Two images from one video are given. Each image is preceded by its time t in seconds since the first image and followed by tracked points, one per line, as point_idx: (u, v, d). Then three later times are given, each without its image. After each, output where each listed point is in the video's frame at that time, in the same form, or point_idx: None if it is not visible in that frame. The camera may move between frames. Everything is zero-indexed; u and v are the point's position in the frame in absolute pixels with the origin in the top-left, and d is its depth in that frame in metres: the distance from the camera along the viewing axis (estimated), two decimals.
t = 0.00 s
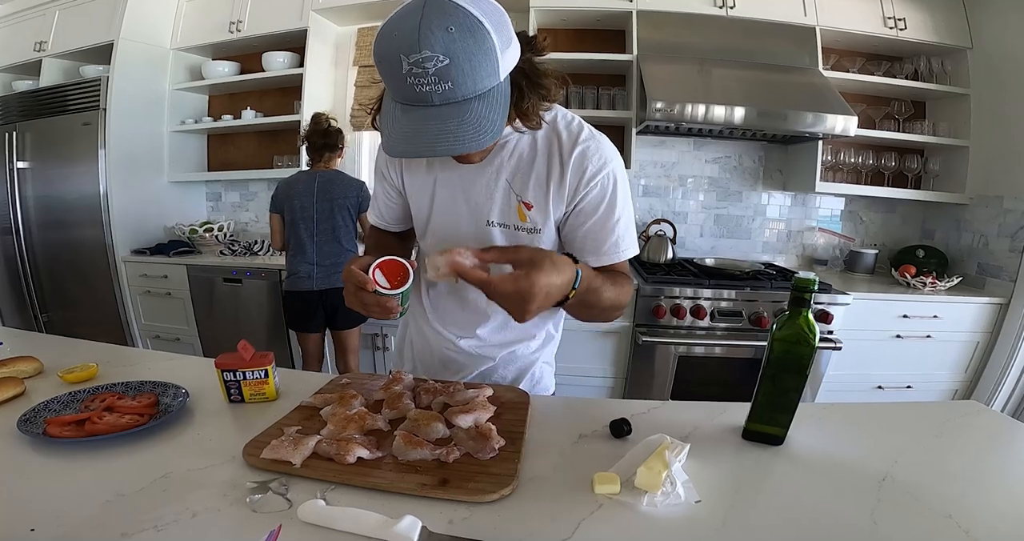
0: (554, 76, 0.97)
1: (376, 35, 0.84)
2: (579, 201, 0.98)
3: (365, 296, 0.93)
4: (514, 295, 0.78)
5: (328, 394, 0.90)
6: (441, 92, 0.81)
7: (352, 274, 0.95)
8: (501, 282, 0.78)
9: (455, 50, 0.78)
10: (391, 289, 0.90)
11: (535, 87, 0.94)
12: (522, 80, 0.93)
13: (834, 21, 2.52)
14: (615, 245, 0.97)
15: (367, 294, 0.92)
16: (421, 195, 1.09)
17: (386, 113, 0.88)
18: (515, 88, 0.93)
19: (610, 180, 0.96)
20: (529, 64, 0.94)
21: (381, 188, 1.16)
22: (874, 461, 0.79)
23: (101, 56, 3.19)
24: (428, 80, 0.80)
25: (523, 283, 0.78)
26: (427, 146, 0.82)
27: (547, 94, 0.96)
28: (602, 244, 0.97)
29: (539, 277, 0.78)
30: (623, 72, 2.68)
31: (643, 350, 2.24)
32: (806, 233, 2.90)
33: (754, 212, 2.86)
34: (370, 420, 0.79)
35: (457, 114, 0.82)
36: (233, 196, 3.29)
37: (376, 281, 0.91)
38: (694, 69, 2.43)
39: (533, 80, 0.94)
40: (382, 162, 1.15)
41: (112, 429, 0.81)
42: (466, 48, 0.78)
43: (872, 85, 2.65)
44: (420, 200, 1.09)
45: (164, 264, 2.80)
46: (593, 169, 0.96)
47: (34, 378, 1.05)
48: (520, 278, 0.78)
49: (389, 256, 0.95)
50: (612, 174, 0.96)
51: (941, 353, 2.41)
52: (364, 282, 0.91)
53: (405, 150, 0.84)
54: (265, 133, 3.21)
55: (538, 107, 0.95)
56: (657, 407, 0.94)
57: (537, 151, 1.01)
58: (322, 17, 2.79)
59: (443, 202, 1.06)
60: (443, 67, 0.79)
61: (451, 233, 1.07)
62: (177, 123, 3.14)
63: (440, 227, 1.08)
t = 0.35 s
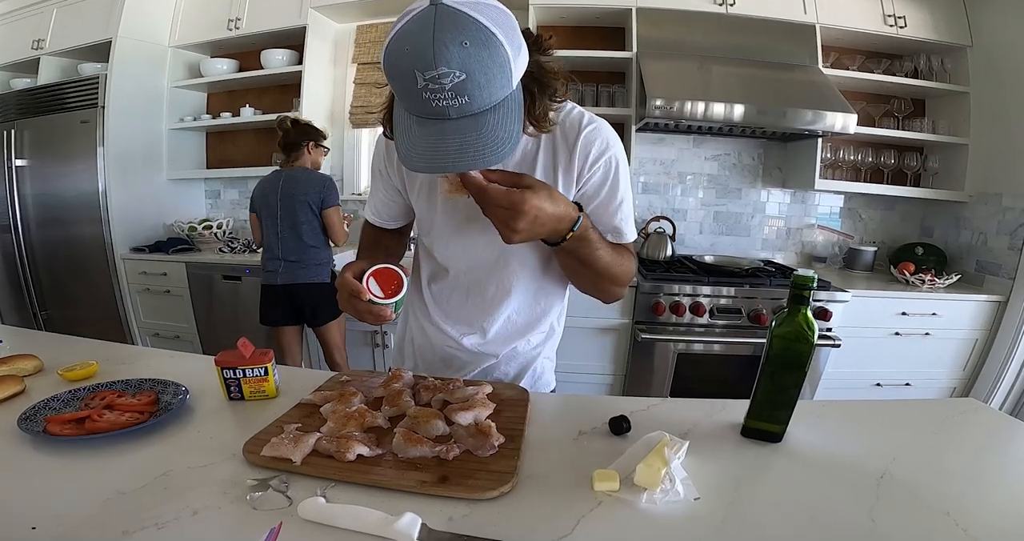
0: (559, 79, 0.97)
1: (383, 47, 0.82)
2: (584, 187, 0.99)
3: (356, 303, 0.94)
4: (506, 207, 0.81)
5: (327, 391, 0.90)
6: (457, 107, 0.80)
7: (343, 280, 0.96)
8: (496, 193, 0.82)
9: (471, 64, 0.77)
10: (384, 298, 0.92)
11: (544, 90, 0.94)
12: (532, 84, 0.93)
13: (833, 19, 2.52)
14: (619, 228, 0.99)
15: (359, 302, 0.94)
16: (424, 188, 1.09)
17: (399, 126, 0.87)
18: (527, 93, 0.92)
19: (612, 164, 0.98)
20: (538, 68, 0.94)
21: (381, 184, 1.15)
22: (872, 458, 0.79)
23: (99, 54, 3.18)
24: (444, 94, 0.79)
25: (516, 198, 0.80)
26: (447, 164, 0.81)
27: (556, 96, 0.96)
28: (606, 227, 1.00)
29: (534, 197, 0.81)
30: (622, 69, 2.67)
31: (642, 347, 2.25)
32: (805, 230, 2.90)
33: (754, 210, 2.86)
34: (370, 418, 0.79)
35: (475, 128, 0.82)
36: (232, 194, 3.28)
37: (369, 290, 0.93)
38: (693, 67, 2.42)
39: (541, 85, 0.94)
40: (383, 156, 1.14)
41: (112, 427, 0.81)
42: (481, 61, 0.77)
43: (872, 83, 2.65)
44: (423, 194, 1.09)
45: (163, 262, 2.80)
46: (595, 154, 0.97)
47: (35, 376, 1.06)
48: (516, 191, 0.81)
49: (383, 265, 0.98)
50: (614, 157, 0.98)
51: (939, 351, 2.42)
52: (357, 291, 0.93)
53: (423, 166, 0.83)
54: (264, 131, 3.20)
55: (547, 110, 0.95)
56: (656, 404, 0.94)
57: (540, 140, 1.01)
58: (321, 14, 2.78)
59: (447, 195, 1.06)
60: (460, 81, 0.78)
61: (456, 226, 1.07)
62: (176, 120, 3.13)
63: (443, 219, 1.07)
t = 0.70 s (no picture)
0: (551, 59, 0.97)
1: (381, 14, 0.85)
2: (576, 186, 0.98)
3: (351, 309, 0.95)
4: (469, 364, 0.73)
5: (325, 391, 0.91)
6: (443, 65, 0.81)
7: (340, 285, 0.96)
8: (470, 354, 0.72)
9: (459, 24, 0.79)
10: (380, 307, 0.93)
11: (532, 66, 0.94)
12: (520, 56, 0.92)
13: (831, 18, 2.53)
14: (612, 230, 0.94)
15: (355, 309, 0.94)
16: (420, 185, 1.09)
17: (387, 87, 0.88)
18: (514, 63, 0.92)
19: (605, 163, 0.97)
20: (528, 42, 0.93)
21: (379, 185, 1.16)
22: (864, 457, 0.80)
23: (98, 53, 3.18)
24: (431, 52, 0.81)
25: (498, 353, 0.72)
26: (431, 112, 0.82)
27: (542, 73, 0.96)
28: (598, 229, 0.95)
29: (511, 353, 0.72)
30: (621, 68, 2.68)
31: (640, 346, 2.26)
32: (803, 229, 2.91)
33: (752, 208, 2.87)
34: (366, 417, 0.80)
35: (460, 87, 0.82)
36: (232, 193, 3.29)
37: (365, 297, 0.93)
38: (691, 66, 2.43)
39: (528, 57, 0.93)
40: (380, 155, 1.14)
41: (112, 427, 0.81)
42: (469, 23, 0.79)
43: (870, 82, 2.65)
44: (419, 191, 1.10)
45: (162, 262, 2.81)
46: (590, 152, 0.97)
47: (35, 376, 1.06)
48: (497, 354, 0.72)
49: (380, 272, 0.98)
50: (608, 157, 0.97)
51: (936, 350, 2.43)
52: (354, 297, 0.93)
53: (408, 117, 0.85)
54: (263, 131, 3.21)
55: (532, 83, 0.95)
56: (651, 403, 0.95)
57: (535, 135, 1.02)
58: (320, 14, 2.79)
59: (443, 193, 1.07)
60: (447, 40, 0.80)
61: (451, 223, 1.07)
62: (175, 120, 3.14)
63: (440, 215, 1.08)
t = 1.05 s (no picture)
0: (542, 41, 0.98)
1: None
2: (568, 175, 0.96)
3: (352, 309, 0.94)
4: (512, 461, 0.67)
5: (326, 390, 0.90)
6: (439, 31, 0.84)
7: (342, 285, 0.96)
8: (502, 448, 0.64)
9: None
10: (380, 307, 0.92)
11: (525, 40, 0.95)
12: (511, 30, 0.94)
13: (832, 16, 2.52)
14: (602, 219, 0.91)
15: (357, 309, 0.93)
16: (419, 178, 1.10)
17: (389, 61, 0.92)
18: (505, 36, 0.94)
19: (597, 155, 0.94)
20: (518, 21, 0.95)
21: (378, 181, 1.16)
22: (866, 456, 0.80)
23: (97, 53, 3.18)
24: (428, 19, 0.84)
25: (527, 432, 0.64)
26: (425, 70, 0.85)
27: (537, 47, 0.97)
28: (588, 219, 0.92)
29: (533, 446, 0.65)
30: (621, 67, 2.67)
31: (641, 344, 2.25)
32: (804, 227, 2.91)
33: (753, 206, 2.87)
34: (367, 416, 0.80)
35: (453, 51, 0.85)
36: (232, 193, 3.29)
37: (365, 297, 0.92)
38: (692, 65, 2.42)
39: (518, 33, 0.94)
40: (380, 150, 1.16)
41: (113, 426, 0.81)
42: None
43: (871, 80, 2.65)
44: (418, 184, 1.10)
45: (163, 261, 2.81)
46: (582, 142, 0.95)
47: (35, 376, 1.06)
48: (529, 436, 0.64)
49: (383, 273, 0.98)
50: (600, 148, 0.95)
51: (938, 348, 2.42)
52: (355, 297, 0.93)
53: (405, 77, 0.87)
54: (263, 130, 3.21)
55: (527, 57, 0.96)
56: (652, 402, 0.95)
57: (530, 127, 1.02)
58: (319, 13, 2.78)
59: (439, 184, 1.07)
60: (443, 8, 0.84)
61: (445, 215, 1.06)
62: (175, 119, 3.13)
63: (435, 207, 1.07)
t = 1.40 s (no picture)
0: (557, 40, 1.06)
1: None
2: (576, 174, 0.99)
3: (361, 314, 0.89)
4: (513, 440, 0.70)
5: (329, 389, 0.90)
6: (476, 27, 0.87)
7: (353, 284, 0.93)
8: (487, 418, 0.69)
9: None
10: (395, 318, 0.86)
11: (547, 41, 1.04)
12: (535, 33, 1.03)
13: (833, 15, 2.51)
14: (614, 215, 0.95)
15: (367, 315, 0.88)
16: (422, 176, 1.09)
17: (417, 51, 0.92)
18: (531, 38, 1.02)
19: (604, 156, 0.98)
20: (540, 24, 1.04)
21: (376, 180, 1.14)
22: (871, 453, 0.80)
23: (98, 53, 3.18)
24: (467, 15, 0.87)
25: (508, 403, 0.70)
26: (464, 63, 0.88)
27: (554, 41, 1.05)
28: (600, 216, 0.96)
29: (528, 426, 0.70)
30: (622, 65, 2.67)
31: (643, 343, 2.25)
32: (806, 225, 2.90)
33: (754, 205, 2.86)
34: (371, 415, 0.80)
35: (489, 48, 0.88)
36: (233, 192, 3.29)
37: (381, 305, 0.87)
38: (692, 63, 2.42)
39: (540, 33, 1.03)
40: (378, 147, 1.13)
41: (117, 426, 0.81)
42: None
43: (872, 78, 2.64)
44: (421, 182, 1.09)
45: (164, 261, 2.81)
46: (590, 143, 0.99)
47: (40, 375, 1.07)
48: (509, 407, 0.69)
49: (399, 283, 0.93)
50: (606, 149, 0.99)
51: (940, 346, 2.42)
52: (369, 303, 0.87)
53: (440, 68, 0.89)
54: (264, 130, 3.21)
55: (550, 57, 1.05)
56: (656, 400, 0.95)
57: (536, 128, 1.04)
58: (320, 13, 2.78)
59: (444, 181, 1.06)
60: (483, 6, 0.87)
61: (450, 212, 1.06)
62: (176, 119, 3.14)
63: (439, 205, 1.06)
